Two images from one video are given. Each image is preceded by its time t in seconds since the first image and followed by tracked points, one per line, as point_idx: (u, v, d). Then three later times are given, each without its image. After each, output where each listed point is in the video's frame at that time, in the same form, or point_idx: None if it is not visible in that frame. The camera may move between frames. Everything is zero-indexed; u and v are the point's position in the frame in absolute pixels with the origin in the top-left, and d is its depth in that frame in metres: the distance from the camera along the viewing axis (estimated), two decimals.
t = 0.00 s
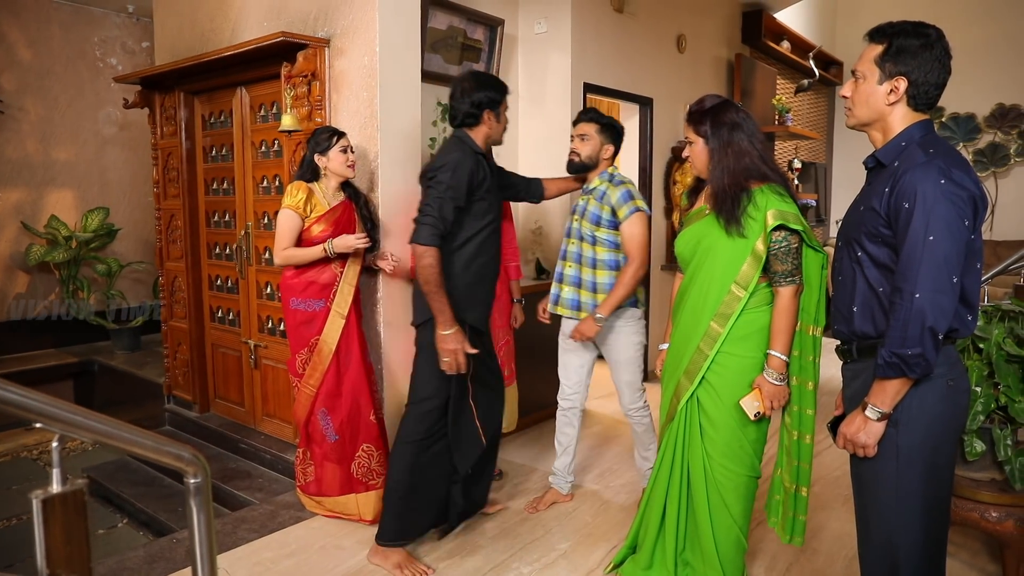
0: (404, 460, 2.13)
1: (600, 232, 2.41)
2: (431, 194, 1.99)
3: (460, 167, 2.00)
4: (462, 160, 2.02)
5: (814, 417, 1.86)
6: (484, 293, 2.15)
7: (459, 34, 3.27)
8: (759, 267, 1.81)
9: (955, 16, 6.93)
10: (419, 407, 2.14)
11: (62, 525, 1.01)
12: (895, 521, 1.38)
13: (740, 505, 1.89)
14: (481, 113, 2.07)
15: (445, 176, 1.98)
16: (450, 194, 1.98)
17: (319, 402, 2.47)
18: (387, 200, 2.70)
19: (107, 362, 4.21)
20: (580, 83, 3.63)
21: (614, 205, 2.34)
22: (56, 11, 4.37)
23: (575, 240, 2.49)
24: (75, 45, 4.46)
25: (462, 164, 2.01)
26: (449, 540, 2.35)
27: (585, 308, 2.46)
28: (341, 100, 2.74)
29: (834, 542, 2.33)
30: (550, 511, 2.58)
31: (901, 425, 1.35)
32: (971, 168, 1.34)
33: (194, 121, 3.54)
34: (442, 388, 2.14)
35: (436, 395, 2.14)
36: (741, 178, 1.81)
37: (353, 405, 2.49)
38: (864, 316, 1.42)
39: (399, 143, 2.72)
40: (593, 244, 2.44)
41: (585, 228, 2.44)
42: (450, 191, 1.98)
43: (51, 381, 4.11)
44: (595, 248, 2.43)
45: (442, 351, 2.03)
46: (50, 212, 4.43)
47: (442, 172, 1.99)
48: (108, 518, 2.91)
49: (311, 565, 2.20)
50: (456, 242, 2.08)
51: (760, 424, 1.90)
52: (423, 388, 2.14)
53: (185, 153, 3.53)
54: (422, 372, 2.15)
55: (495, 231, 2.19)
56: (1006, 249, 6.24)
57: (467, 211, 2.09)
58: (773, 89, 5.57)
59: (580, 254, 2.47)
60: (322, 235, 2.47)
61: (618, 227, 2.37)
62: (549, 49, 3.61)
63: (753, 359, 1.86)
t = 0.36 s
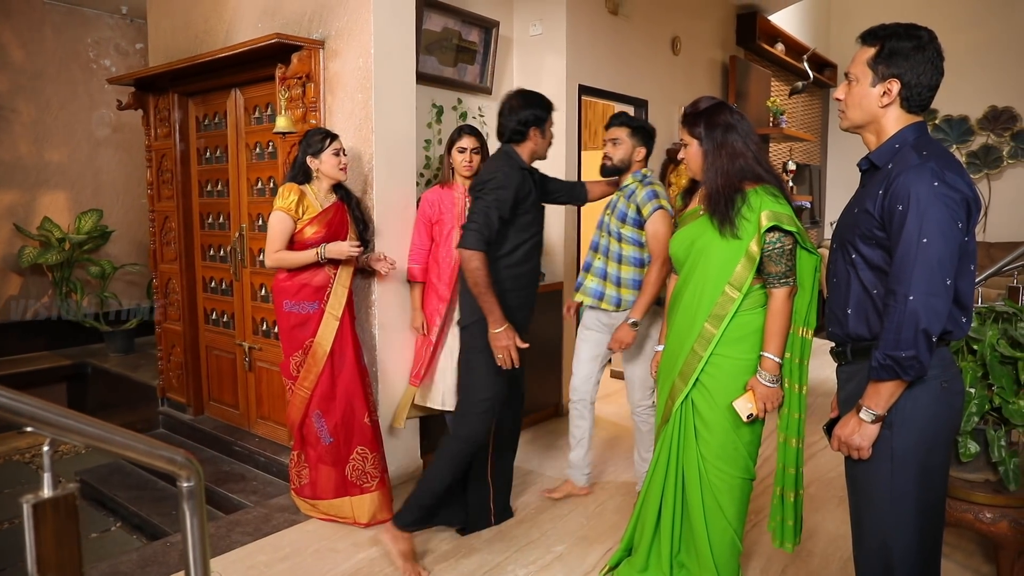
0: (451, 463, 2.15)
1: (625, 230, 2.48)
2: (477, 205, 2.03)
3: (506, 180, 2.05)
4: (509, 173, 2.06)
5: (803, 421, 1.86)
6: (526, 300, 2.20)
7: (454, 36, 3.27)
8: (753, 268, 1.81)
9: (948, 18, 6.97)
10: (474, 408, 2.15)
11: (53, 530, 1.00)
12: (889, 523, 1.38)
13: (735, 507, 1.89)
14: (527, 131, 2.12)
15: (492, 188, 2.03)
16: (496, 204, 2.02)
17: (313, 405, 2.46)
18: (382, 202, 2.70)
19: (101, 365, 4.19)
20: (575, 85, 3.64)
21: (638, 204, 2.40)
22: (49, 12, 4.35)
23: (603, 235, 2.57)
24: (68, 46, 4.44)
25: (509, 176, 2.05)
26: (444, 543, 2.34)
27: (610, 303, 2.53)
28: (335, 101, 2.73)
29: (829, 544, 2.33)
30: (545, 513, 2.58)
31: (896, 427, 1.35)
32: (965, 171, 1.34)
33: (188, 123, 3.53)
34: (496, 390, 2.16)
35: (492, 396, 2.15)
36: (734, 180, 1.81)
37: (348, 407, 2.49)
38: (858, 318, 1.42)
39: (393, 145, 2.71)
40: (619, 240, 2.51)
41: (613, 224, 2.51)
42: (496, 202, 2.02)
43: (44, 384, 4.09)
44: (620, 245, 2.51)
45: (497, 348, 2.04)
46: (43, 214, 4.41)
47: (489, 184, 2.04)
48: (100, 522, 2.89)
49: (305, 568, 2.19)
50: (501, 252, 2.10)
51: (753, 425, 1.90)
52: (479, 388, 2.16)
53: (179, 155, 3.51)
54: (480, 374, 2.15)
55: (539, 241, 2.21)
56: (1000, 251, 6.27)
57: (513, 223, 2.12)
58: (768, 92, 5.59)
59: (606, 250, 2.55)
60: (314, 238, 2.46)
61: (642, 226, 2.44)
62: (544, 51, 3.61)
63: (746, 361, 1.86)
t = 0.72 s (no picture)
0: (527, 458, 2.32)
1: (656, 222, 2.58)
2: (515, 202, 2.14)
3: (540, 180, 2.15)
4: (545, 173, 2.16)
5: (795, 420, 1.86)
6: (564, 290, 2.30)
7: (450, 36, 3.26)
8: (748, 268, 1.81)
9: (943, 19, 6.99)
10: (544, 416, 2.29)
11: (46, 533, 0.99)
12: (883, 524, 1.39)
13: (730, 507, 1.89)
14: (560, 132, 2.20)
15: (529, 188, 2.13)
16: (532, 203, 2.12)
17: (311, 406, 2.46)
18: (378, 202, 2.70)
19: (94, 366, 4.17)
20: (571, 86, 3.63)
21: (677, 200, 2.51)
22: (43, 11, 4.33)
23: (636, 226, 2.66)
24: (62, 45, 4.43)
25: (544, 175, 2.15)
26: (439, 544, 2.34)
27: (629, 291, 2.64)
28: (331, 102, 2.73)
29: (824, 544, 2.33)
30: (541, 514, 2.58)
31: (891, 428, 1.35)
32: (960, 171, 1.34)
33: (183, 123, 3.51)
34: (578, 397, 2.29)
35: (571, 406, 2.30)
36: (728, 180, 1.81)
37: (346, 409, 2.49)
38: (853, 319, 1.42)
39: (389, 146, 2.71)
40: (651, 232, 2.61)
41: (648, 215, 2.61)
42: (530, 200, 2.12)
43: (38, 385, 4.07)
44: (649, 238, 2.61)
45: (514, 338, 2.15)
46: (37, 214, 4.39)
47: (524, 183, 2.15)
48: (94, 524, 2.88)
49: (301, 569, 2.19)
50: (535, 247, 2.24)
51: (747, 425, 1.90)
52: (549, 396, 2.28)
53: (174, 155, 3.50)
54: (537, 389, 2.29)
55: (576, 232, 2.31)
56: (994, 252, 6.30)
57: (550, 219, 2.24)
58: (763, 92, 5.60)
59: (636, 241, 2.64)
60: (315, 241, 2.46)
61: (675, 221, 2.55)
62: (539, 52, 3.60)
63: (741, 361, 1.86)
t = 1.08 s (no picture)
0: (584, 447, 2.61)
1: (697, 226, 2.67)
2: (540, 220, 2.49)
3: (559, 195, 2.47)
4: (564, 190, 2.48)
5: (790, 417, 1.86)
6: (600, 287, 2.58)
7: (445, 36, 3.26)
8: (743, 267, 1.81)
9: (937, 20, 7.01)
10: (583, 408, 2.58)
11: (37, 536, 0.99)
12: (878, 524, 1.39)
13: (725, 506, 1.89)
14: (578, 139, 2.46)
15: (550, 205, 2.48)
16: (553, 219, 2.46)
17: (317, 408, 2.45)
18: (374, 202, 2.69)
19: (88, 367, 4.15)
20: (567, 86, 3.63)
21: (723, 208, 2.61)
22: (36, 10, 4.31)
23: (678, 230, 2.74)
24: (55, 45, 4.40)
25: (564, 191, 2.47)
26: (435, 545, 2.34)
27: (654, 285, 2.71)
28: (326, 101, 2.72)
29: (819, 544, 2.34)
30: (537, 514, 2.58)
31: (886, 428, 1.35)
32: (954, 172, 1.35)
33: (177, 123, 3.50)
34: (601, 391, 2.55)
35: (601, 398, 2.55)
36: (723, 180, 1.81)
37: (351, 409, 2.51)
38: (848, 319, 1.42)
39: (385, 147, 2.70)
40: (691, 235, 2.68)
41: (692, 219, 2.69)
42: (552, 217, 2.46)
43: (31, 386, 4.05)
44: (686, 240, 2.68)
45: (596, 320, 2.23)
46: (30, 214, 4.37)
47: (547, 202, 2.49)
48: (88, 526, 2.87)
49: (297, 570, 2.18)
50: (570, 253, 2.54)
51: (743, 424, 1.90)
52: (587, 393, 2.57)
53: (168, 155, 3.49)
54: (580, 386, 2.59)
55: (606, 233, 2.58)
56: (988, 252, 6.32)
57: (576, 227, 2.53)
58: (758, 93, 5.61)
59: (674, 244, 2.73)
60: (323, 243, 2.45)
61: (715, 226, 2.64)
62: (535, 52, 3.60)
63: (736, 360, 1.87)
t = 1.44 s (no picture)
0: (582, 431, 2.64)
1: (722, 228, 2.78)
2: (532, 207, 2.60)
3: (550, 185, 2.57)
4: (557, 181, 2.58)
5: (784, 413, 1.83)
6: (598, 272, 2.58)
7: (442, 36, 3.26)
8: (737, 266, 1.81)
9: (934, 20, 7.03)
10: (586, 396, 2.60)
11: (32, 537, 0.98)
12: (875, 524, 1.40)
13: (721, 506, 1.90)
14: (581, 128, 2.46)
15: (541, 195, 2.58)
16: (544, 204, 2.55)
17: (327, 409, 2.44)
18: (371, 203, 2.69)
19: (84, 368, 4.14)
20: (564, 86, 3.63)
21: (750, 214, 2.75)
22: (32, 10, 4.30)
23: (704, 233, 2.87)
24: (51, 44, 4.39)
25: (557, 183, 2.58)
26: (433, 545, 2.34)
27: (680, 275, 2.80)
28: (323, 101, 2.71)
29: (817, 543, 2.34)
30: (535, 514, 2.57)
31: (883, 428, 1.36)
32: (951, 172, 1.34)
33: (174, 123, 3.49)
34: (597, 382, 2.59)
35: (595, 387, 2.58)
36: (717, 180, 1.81)
37: (359, 409, 2.53)
38: (845, 319, 1.42)
39: (382, 147, 2.70)
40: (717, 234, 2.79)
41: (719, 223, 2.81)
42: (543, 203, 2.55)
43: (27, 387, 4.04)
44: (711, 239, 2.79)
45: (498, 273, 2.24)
46: (26, 214, 4.35)
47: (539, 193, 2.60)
48: (85, 527, 2.86)
49: (294, 571, 2.18)
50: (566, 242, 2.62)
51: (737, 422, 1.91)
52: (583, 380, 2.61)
53: (164, 155, 3.48)
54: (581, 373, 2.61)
55: (610, 219, 2.59)
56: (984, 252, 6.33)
57: (572, 215, 2.61)
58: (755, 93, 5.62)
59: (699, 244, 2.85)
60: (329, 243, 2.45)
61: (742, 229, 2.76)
62: (532, 51, 3.60)
63: (729, 358, 1.87)
